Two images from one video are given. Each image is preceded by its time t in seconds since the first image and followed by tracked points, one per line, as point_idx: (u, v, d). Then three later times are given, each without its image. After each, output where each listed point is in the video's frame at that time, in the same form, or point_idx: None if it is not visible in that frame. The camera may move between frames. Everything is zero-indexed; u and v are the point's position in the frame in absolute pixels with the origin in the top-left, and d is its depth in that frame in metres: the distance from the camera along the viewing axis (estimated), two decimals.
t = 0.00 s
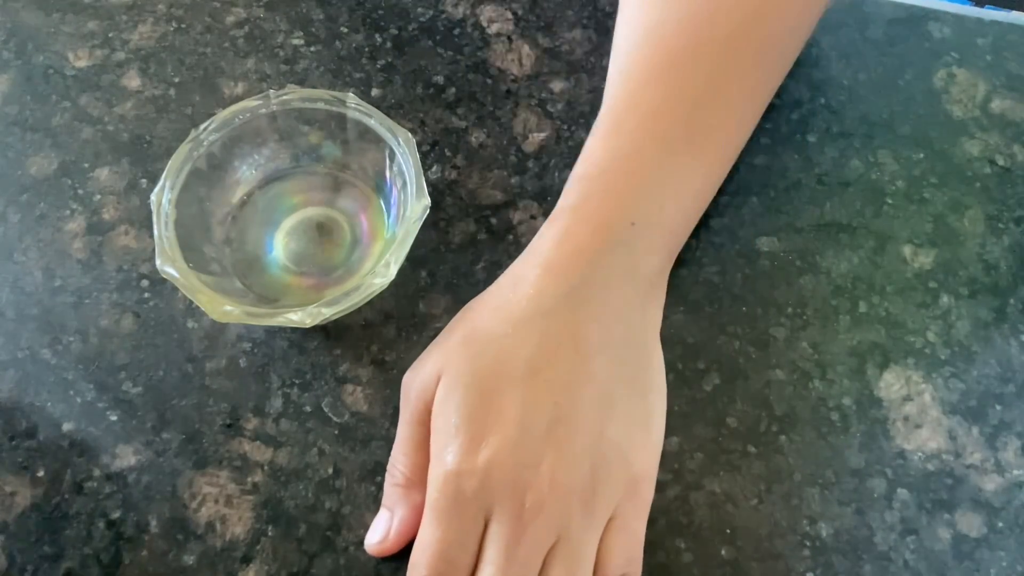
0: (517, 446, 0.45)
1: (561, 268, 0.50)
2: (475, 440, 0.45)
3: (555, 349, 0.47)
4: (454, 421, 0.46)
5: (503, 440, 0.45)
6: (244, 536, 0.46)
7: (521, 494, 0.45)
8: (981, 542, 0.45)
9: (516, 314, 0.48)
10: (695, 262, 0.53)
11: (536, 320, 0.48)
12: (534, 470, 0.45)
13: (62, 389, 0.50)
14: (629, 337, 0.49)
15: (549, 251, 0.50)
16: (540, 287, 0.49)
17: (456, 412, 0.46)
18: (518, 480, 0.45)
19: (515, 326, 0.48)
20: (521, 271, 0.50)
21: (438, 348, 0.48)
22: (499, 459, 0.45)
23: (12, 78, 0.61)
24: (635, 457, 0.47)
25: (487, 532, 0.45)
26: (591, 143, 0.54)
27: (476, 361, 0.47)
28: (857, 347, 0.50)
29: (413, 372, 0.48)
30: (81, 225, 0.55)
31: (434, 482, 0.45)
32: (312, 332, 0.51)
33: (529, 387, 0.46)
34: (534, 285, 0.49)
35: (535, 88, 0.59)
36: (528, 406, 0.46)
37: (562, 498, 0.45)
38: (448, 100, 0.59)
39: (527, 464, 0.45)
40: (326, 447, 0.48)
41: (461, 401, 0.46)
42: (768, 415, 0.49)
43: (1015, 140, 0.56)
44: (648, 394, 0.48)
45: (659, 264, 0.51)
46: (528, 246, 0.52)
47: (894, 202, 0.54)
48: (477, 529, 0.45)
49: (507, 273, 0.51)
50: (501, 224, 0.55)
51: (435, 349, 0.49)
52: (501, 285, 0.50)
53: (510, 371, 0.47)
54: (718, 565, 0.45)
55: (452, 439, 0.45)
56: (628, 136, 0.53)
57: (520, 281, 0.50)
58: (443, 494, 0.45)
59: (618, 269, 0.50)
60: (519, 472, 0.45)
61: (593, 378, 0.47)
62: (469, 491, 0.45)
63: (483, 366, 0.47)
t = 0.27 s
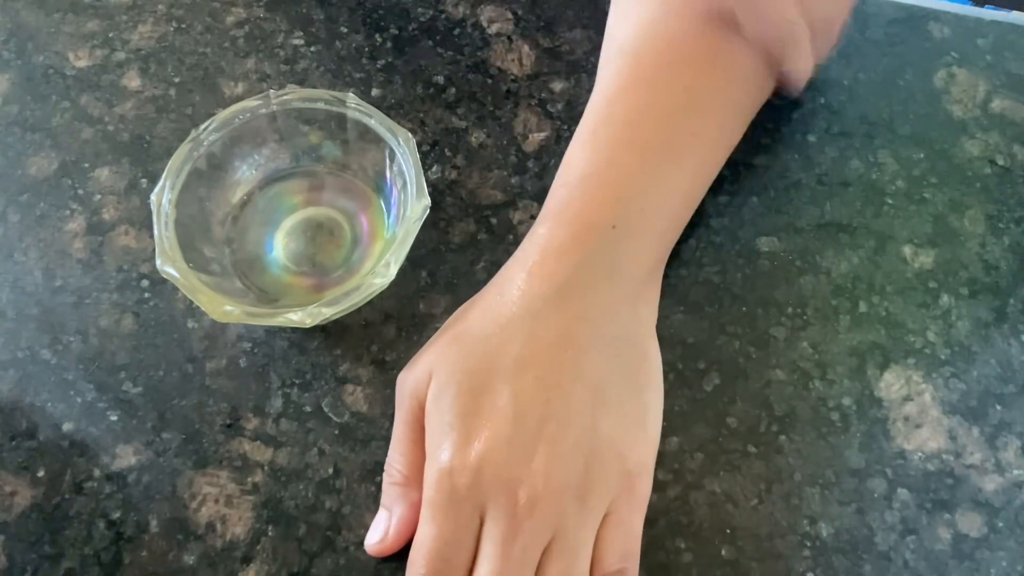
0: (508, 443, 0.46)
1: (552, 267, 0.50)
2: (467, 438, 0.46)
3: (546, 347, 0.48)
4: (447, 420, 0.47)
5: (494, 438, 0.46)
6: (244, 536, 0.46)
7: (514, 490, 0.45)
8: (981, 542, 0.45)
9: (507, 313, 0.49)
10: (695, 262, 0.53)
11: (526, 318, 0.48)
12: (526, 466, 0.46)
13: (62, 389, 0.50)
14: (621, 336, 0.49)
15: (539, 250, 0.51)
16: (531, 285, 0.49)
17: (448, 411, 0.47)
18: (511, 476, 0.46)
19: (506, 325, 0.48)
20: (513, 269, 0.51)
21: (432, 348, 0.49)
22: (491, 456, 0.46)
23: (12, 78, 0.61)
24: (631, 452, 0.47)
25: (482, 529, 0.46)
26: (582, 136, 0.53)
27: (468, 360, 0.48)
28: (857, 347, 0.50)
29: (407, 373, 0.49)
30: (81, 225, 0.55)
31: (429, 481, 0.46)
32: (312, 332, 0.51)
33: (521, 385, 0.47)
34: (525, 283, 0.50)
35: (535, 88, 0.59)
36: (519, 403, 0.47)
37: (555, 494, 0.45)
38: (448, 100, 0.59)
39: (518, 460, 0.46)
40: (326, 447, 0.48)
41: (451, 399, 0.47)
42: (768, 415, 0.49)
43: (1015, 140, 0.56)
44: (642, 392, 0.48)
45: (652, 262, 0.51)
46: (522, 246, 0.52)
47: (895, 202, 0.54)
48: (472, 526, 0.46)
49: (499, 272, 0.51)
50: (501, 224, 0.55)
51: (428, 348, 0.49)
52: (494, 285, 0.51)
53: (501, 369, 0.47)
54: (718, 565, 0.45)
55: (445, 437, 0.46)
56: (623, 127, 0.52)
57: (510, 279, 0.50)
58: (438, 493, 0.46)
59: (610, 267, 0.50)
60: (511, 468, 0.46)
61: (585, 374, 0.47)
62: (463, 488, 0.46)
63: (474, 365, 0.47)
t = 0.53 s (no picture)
0: (513, 444, 0.47)
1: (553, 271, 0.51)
2: (473, 439, 0.47)
3: (550, 349, 0.49)
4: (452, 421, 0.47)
5: (499, 439, 0.47)
6: (244, 536, 0.46)
7: (519, 491, 0.46)
8: (981, 542, 0.45)
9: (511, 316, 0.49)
10: (695, 262, 0.53)
11: (530, 321, 0.49)
12: (531, 467, 0.46)
13: (62, 389, 0.50)
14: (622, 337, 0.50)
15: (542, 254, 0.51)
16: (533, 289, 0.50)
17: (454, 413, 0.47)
18: (516, 477, 0.46)
19: (511, 328, 0.49)
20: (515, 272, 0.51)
21: (434, 348, 0.49)
22: (496, 457, 0.46)
23: (12, 78, 0.61)
24: (633, 452, 0.47)
25: (486, 529, 0.46)
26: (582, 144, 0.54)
27: (472, 362, 0.48)
28: (857, 347, 0.50)
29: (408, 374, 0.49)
30: (81, 225, 0.55)
31: (434, 481, 0.46)
32: (312, 332, 0.51)
33: (525, 387, 0.48)
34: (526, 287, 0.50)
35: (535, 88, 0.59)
36: (524, 405, 0.47)
37: (559, 494, 0.46)
38: (448, 100, 0.59)
39: (523, 461, 0.46)
40: (327, 447, 0.48)
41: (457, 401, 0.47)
42: (768, 415, 0.49)
43: (1015, 140, 0.56)
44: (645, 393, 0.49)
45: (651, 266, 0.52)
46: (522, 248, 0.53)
47: (895, 202, 0.54)
48: (476, 527, 0.46)
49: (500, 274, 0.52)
50: (502, 224, 0.55)
51: (429, 349, 0.49)
52: (496, 286, 0.51)
53: (506, 371, 0.48)
54: (719, 565, 0.45)
55: (450, 438, 0.47)
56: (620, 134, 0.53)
57: (512, 281, 0.51)
58: (443, 493, 0.46)
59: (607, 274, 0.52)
60: (516, 469, 0.46)
61: (587, 378, 0.48)
62: (468, 489, 0.46)
63: (479, 367, 0.48)
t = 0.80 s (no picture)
0: (514, 444, 0.47)
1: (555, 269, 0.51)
2: (474, 438, 0.47)
3: (550, 350, 0.49)
4: (454, 420, 0.47)
5: (500, 439, 0.47)
6: (244, 536, 0.46)
7: (519, 490, 0.47)
8: (982, 542, 0.45)
9: (512, 317, 0.50)
10: (695, 262, 0.53)
11: (530, 322, 0.50)
12: (532, 466, 0.47)
13: (63, 389, 0.50)
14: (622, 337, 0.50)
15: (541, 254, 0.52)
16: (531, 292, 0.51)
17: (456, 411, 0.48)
18: (516, 478, 0.47)
19: (511, 328, 0.50)
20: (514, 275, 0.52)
21: (434, 347, 0.49)
22: (497, 456, 0.47)
23: (12, 78, 0.61)
24: (633, 451, 0.48)
25: (486, 528, 0.47)
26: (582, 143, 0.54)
27: (474, 361, 0.49)
28: (858, 347, 0.50)
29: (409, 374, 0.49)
30: (81, 225, 0.55)
31: (435, 480, 0.47)
32: (312, 332, 0.51)
33: (526, 387, 0.48)
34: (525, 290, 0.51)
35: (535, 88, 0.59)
36: (524, 405, 0.48)
37: (560, 493, 0.47)
38: (448, 100, 0.59)
39: (523, 461, 0.47)
40: (327, 447, 0.48)
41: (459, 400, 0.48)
42: (768, 415, 0.49)
43: (1015, 140, 0.56)
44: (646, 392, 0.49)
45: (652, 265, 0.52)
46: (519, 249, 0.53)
47: (895, 202, 0.54)
48: (477, 525, 0.47)
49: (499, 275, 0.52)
50: (502, 224, 0.55)
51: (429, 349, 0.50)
52: (495, 287, 0.51)
53: (507, 371, 0.49)
54: (719, 565, 0.45)
55: (452, 437, 0.47)
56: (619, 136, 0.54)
57: (512, 282, 0.51)
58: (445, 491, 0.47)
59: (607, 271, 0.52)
60: (516, 469, 0.47)
61: (587, 378, 0.49)
62: (469, 488, 0.47)
63: (480, 367, 0.49)
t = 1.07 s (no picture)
0: (518, 444, 0.45)
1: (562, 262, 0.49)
2: (478, 437, 0.45)
3: (558, 346, 0.47)
4: (457, 419, 0.46)
5: (504, 439, 0.45)
6: (244, 536, 0.46)
7: (522, 492, 0.45)
8: (982, 542, 0.45)
9: (519, 311, 0.48)
10: (696, 262, 0.53)
11: (538, 316, 0.48)
12: (535, 467, 0.45)
13: (63, 389, 0.50)
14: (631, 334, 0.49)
15: (550, 247, 0.50)
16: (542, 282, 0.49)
17: (459, 410, 0.46)
18: (520, 478, 0.45)
19: (519, 322, 0.48)
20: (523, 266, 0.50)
21: (442, 345, 0.48)
22: (500, 456, 0.45)
23: (12, 78, 0.61)
24: (636, 453, 0.47)
25: (489, 529, 0.45)
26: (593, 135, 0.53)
27: (479, 357, 0.47)
28: (858, 347, 0.50)
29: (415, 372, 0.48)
30: (81, 225, 0.55)
31: (437, 480, 0.45)
32: (312, 332, 0.51)
33: (532, 384, 0.46)
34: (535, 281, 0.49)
35: (535, 88, 0.59)
36: (530, 403, 0.46)
37: (563, 496, 0.45)
38: (448, 100, 0.59)
39: (527, 462, 0.45)
40: (327, 447, 0.48)
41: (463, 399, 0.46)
42: (768, 415, 0.49)
43: (1015, 140, 0.56)
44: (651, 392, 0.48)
45: (658, 258, 0.51)
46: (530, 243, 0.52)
47: (895, 202, 0.54)
48: (478, 527, 0.45)
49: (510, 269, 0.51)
50: (502, 224, 0.55)
51: (437, 347, 0.49)
52: (504, 282, 0.50)
53: (512, 368, 0.47)
54: (719, 565, 0.45)
55: (455, 437, 0.45)
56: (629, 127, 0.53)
57: (523, 275, 0.49)
58: (446, 491, 0.45)
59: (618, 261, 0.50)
60: (520, 469, 0.45)
61: (595, 375, 0.47)
62: (471, 489, 0.45)
63: (486, 362, 0.47)
